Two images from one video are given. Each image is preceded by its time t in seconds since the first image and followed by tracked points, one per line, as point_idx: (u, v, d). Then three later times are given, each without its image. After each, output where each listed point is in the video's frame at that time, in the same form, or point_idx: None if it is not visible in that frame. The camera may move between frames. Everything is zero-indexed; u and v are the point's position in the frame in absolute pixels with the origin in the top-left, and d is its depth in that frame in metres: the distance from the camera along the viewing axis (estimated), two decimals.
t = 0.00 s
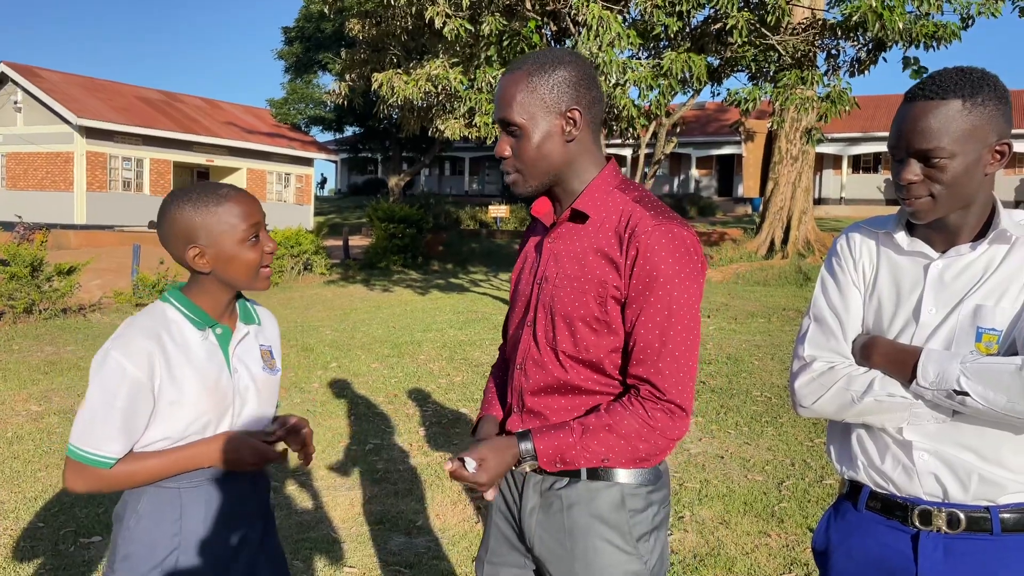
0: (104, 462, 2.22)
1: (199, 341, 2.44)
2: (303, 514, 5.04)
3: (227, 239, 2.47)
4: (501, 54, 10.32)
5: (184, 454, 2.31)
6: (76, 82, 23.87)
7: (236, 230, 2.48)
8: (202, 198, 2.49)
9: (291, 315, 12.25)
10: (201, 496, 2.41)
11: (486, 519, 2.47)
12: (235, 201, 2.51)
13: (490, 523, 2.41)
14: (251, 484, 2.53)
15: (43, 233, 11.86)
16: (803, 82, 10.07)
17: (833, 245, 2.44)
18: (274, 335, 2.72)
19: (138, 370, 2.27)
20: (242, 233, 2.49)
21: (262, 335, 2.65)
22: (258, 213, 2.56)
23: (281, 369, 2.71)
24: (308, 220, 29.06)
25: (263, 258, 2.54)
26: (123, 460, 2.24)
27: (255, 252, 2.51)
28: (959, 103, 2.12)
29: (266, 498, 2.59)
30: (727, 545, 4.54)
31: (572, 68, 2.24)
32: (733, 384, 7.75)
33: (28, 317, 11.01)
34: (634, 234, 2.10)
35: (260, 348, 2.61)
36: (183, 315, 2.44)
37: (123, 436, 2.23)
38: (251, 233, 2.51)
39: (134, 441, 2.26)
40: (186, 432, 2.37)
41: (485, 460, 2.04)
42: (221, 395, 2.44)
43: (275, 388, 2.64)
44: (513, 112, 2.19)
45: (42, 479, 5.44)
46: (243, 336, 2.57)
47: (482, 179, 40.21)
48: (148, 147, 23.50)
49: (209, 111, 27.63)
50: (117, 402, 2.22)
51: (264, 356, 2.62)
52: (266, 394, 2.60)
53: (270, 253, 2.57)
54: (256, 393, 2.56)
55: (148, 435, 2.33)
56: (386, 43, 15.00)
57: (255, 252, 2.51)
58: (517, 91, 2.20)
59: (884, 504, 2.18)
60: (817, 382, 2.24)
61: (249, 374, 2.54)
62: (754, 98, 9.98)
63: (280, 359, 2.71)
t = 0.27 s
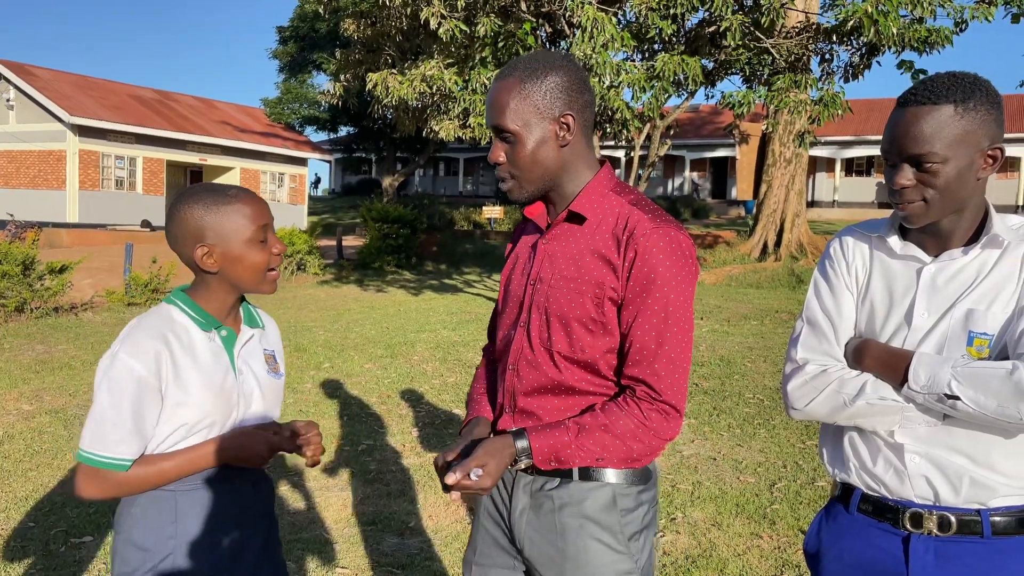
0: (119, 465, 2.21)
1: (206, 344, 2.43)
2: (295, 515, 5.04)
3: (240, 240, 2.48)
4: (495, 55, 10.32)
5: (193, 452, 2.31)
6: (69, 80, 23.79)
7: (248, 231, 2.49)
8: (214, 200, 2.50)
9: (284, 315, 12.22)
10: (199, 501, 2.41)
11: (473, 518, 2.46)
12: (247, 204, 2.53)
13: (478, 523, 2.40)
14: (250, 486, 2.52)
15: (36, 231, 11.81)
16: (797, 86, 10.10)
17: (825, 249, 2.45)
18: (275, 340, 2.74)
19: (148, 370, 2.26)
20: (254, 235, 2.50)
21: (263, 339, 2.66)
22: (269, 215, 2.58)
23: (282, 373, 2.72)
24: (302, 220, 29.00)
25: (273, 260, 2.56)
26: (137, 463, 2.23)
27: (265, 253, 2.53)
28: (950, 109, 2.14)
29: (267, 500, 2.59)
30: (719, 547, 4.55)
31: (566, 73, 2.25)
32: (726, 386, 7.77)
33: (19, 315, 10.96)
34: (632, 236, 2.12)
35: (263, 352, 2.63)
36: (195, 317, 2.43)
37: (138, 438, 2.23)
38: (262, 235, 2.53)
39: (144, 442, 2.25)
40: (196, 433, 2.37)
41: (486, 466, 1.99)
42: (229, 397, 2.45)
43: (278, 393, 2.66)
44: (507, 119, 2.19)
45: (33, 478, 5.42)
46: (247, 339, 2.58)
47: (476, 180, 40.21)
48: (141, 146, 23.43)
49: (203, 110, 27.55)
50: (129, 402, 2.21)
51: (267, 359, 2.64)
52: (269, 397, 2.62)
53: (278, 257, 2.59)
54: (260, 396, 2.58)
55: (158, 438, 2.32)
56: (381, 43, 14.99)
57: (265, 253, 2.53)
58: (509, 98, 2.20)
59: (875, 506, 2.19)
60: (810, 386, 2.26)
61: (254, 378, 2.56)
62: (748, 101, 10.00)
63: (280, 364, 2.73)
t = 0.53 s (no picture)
0: (54, 466, 2.09)
1: (145, 341, 2.28)
2: (288, 515, 5.03)
3: (165, 234, 2.25)
4: (490, 56, 10.33)
5: (132, 452, 2.14)
6: (62, 79, 23.70)
7: (171, 227, 2.24)
8: (155, 188, 2.29)
9: (278, 315, 12.21)
10: (156, 505, 2.23)
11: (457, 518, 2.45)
12: (188, 196, 2.28)
13: (462, 524, 2.39)
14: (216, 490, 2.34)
15: (28, 231, 11.76)
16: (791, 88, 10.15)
17: (819, 250, 2.47)
18: (245, 335, 2.53)
19: (77, 368, 2.14)
20: (179, 231, 2.25)
21: (225, 337, 2.46)
22: (212, 210, 2.31)
23: (250, 373, 2.51)
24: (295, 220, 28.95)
25: (200, 262, 2.27)
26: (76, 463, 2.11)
27: (192, 253, 2.26)
28: (945, 110, 2.16)
29: (236, 503, 2.40)
30: (711, 547, 4.57)
31: (567, 75, 2.26)
32: (719, 387, 7.80)
33: (11, 315, 10.92)
34: (629, 238, 2.14)
35: (221, 349, 2.43)
36: (130, 312, 2.27)
37: (64, 439, 2.10)
38: (191, 230, 2.26)
39: (81, 443, 2.13)
40: (133, 434, 2.22)
41: (482, 469, 1.99)
42: (168, 397, 2.28)
43: (239, 393, 2.45)
44: (508, 118, 2.20)
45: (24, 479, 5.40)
46: (199, 337, 2.39)
47: (470, 181, 40.22)
48: (134, 145, 23.36)
49: (196, 109, 27.47)
50: (56, 400, 2.10)
51: (225, 356, 2.43)
52: (225, 398, 2.40)
53: (214, 257, 2.31)
54: (211, 397, 2.37)
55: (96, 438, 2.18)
56: (375, 43, 14.99)
57: (192, 253, 2.26)
58: (511, 98, 2.21)
59: (868, 508, 2.20)
60: (804, 387, 2.27)
61: (204, 377, 2.36)
62: (742, 104, 10.05)
63: (249, 363, 2.52)
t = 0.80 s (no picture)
0: None
1: (68, 352, 2.09)
2: (282, 518, 5.00)
3: (74, 240, 2.07)
4: (486, 56, 10.29)
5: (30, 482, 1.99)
6: (57, 79, 23.63)
7: (79, 232, 2.07)
8: (74, 186, 2.11)
9: (273, 316, 12.17)
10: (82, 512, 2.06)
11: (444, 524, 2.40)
12: (105, 197, 2.08)
13: (450, 531, 2.34)
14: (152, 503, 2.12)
15: (22, 231, 11.70)
16: (787, 90, 10.14)
17: (817, 252, 2.45)
18: (192, 340, 2.26)
19: None
20: (87, 236, 2.07)
21: (166, 346, 2.20)
22: (129, 214, 2.10)
23: (193, 385, 2.23)
24: (291, 220, 28.90)
25: (108, 273, 2.07)
26: None
27: (100, 262, 2.07)
28: (945, 113, 2.14)
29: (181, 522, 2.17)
30: (708, 549, 4.54)
31: (569, 77, 2.24)
32: (716, 389, 7.77)
33: (5, 316, 10.87)
34: (630, 240, 2.12)
35: (157, 360, 2.17)
36: (53, 320, 2.10)
37: None
38: (100, 235, 2.06)
39: None
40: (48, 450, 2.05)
41: (478, 469, 1.96)
42: (86, 412, 2.07)
43: (177, 407, 2.18)
44: (513, 119, 2.17)
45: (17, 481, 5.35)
46: (132, 346, 2.15)
47: (466, 182, 40.18)
48: (129, 146, 23.30)
49: (192, 110, 27.40)
50: None
51: (161, 367, 2.17)
52: (156, 413, 2.14)
53: (126, 267, 2.09)
54: (140, 411, 2.12)
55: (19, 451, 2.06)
56: (371, 44, 14.96)
57: (99, 262, 2.07)
58: (517, 98, 2.18)
59: (866, 508, 2.18)
60: (803, 389, 2.24)
61: (132, 389, 2.11)
62: (738, 105, 10.03)
63: (193, 373, 2.23)
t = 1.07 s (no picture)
0: None
1: (39, 360, 2.21)
2: (282, 518, 5.01)
3: (30, 252, 2.16)
4: (486, 57, 10.31)
5: None
6: (55, 80, 23.63)
7: (37, 245, 2.15)
8: (35, 196, 2.19)
9: (273, 317, 12.17)
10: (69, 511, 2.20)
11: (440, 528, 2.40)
12: (63, 210, 2.17)
13: (446, 535, 2.34)
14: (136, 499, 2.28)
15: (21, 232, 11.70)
16: (786, 91, 10.16)
17: (818, 252, 2.45)
18: (164, 340, 2.38)
19: None
20: (44, 248, 2.15)
21: (138, 347, 2.32)
22: (84, 227, 2.18)
23: (167, 385, 2.36)
24: (290, 221, 28.90)
25: (62, 283, 2.16)
26: None
27: (56, 273, 2.16)
28: (945, 113, 2.15)
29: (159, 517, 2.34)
30: (708, 549, 4.55)
31: (573, 78, 2.25)
32: (715, 389, 7.78)
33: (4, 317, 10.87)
34: (633, 242, 2.13)
35: (130, 362, 2.30)
36: (22, 328, 2.21)
37: None
38: (55, 247, 2.15)
39: None
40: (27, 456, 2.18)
41: (488, 474, 1.96)
42: (60, 417, 2.20)
43: (150, 408, 2.31)
44: (518, 117, 2.18)
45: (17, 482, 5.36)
46: (103, 350, 2.27)
47: (465, 183, 40.18)
48: (128, 147, 23.31)
49: (191, 111, 27.40)
50: None
51: (134, 369, 2.30)
52: (130, 415, 2.28)
53: (82, 278, 2.18)
54: (113, 413, 2.25)
55: None
56: (370, 45, 14.97)
57: (55, 273, 2.16)
58: (522, 97, 2.19)
59: (864, 509, 2.19)
60: (802, 388, 2.25)
61: (105, 394, 2.24)
62: (737, 106, 10.05)
63: (166, 373, 2.37)
